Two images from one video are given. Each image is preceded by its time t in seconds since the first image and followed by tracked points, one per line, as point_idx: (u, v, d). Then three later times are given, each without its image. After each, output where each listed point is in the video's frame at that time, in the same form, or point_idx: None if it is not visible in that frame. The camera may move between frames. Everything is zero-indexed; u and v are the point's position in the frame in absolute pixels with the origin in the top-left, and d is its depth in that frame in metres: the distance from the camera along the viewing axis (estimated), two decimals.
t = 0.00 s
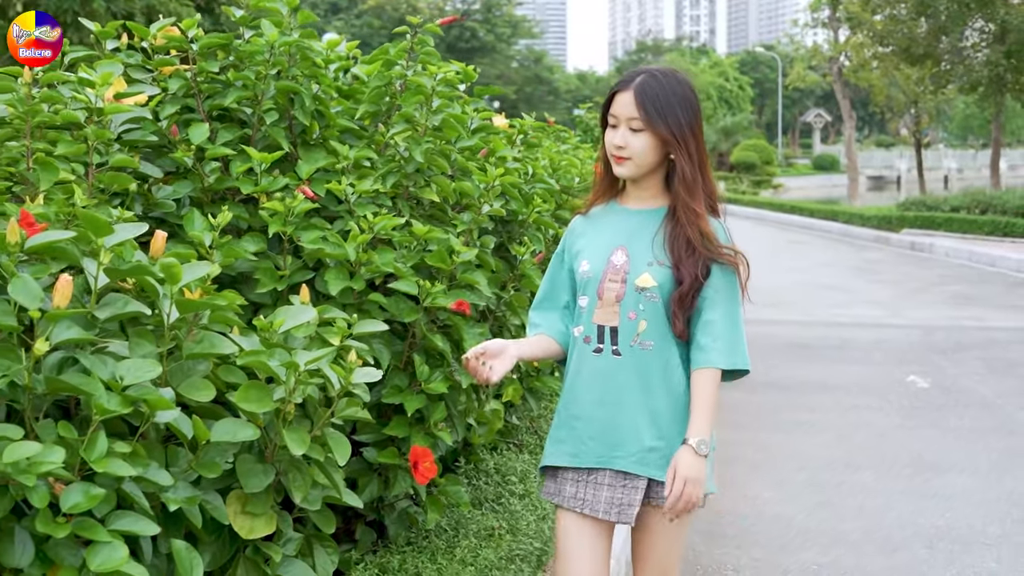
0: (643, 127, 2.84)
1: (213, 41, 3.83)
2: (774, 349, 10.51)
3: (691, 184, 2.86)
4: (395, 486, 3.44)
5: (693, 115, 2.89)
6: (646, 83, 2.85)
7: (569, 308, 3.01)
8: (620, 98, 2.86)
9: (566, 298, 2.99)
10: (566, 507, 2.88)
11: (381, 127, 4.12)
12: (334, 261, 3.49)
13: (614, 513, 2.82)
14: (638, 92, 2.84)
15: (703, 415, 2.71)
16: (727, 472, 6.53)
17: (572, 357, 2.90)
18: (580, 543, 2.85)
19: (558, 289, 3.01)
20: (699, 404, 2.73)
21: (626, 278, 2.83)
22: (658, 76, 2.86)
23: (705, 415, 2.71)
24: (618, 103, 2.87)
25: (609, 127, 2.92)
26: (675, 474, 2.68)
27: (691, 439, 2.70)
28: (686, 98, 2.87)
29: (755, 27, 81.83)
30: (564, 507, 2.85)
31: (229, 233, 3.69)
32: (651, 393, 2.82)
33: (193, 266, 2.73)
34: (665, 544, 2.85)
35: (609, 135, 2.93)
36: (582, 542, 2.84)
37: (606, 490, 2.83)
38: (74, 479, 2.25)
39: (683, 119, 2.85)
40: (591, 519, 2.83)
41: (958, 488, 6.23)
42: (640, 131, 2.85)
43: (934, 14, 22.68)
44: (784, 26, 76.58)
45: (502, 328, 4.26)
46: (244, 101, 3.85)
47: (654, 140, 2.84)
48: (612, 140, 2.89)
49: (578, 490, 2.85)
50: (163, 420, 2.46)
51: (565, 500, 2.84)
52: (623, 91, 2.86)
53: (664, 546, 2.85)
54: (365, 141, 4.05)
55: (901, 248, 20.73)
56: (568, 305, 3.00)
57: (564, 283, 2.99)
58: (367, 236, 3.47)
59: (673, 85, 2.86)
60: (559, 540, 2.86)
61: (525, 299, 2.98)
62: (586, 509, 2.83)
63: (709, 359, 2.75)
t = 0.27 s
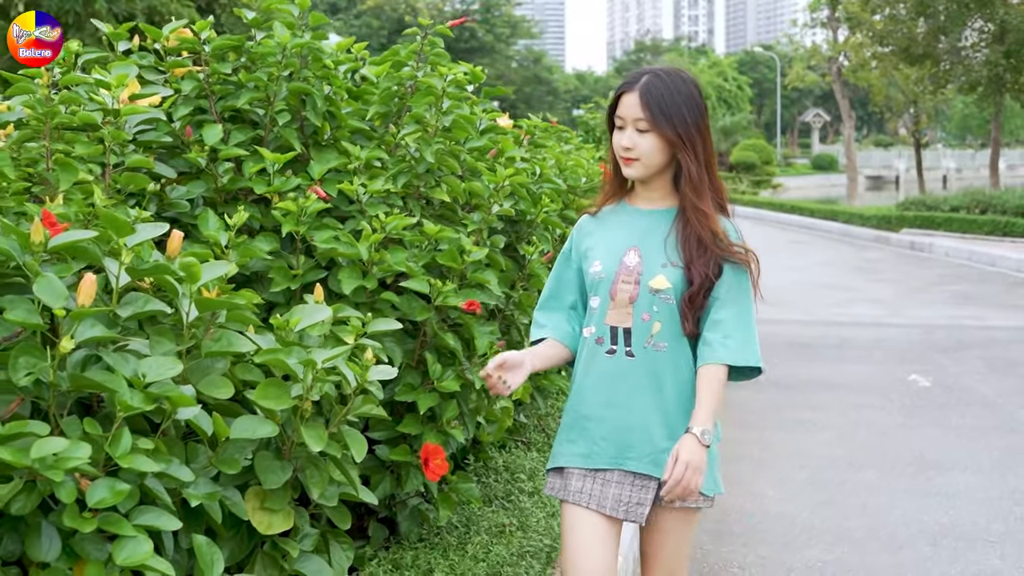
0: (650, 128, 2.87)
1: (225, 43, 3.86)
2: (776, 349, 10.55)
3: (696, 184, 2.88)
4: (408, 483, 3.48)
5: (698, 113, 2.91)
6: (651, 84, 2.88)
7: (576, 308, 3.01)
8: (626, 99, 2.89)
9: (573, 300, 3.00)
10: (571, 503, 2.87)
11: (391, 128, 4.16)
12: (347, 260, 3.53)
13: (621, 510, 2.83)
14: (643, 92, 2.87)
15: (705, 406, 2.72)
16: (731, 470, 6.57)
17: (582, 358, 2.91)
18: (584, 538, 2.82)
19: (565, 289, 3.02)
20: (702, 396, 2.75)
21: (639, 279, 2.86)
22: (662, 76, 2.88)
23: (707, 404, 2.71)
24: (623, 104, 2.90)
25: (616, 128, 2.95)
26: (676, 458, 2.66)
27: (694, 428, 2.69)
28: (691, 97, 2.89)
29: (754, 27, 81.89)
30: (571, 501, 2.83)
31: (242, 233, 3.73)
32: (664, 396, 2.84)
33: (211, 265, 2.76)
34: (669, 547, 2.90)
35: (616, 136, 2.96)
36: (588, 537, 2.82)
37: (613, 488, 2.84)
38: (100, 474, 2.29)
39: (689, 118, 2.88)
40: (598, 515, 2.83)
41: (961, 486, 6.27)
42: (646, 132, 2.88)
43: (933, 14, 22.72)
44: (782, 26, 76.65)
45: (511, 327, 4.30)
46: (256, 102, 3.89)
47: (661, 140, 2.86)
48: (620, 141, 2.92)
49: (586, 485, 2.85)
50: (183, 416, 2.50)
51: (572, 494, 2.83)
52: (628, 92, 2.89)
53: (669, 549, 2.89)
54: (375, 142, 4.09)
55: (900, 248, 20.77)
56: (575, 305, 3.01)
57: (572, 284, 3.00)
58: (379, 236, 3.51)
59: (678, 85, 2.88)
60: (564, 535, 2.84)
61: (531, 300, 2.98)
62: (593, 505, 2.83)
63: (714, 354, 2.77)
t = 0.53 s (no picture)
0: (657, 128, 2.87)
1: (237, 44, 3.90)
2: (779, 348, 10.58)
3: (704, 184, 2.89)
4: (421, 480, 3.50)
5: (705, 113, 2.92)
6: (658, 84, 2.88)
7: (581, 308, 3.00)
8: (633, 100, 2.89)
9: (580, 302, 2.99)
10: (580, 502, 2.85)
11: (402, 128, 4.20)
12: (359, 259, 3.56)
13: (632, 509, 2.81)
14: (649, 93, 2.87)
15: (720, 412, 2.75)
16: (737, 469, 6.60)
17: (593, 359, 2.90)
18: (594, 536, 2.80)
19: (571, 291, 3.00)
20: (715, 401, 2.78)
21: (652, 281, 2.87)
22: (668, 76, 2.88)
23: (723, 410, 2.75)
24: (629, 105, 2.89)
25: (622, 128, 2.95)
26: (694, 464, 2.70)
27: (711, 433, 2.72)
28: (698, 97, 2.89)
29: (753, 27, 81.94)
30: (582, 499, 2.81)
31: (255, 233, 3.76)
32: (677, 397, 2.85)
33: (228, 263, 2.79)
34: (679, 545, 2.90)
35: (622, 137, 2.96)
36: (599, 534, 2.80)
37: (624, 487, 2.83)
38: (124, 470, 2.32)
39: (697, 118, 2.88)
40: (609, 514, 2.82)
41: (966, 484, 6.30)
42: (653, 132, 2.88)
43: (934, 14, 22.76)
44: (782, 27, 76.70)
45: (521, 325, 4.33)
46: (269, 103, 3.92)
47: (668, 141, 2.87)
48: (627, 143, 2.92)
49: (596, 483, 2.83)
50: (204, 413, 2.53)
51: (583, 491, 2.81)
52: (635, 93, 2.89)
53: (680, 547, 2.90)
54: (386, 142, 4.11)
55: (901, 248, 20.81)
56: (581, 307, 2.99)
57: (578, 285, 2.99)
58: (392, 235, 3.54)
59: (686, 85, 2.88)
60: (575, 534, 2.81)
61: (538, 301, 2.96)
62: (604, 503, 2.81)
63: (727, 357, 2.81)
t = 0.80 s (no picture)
0: (663, 125, 2.89)
1: (250, 43, 3.92)
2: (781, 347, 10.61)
3: (713, 179, 2.92)
4: (434, 475, 3.53)
5: (711, 109, 2.94)
6: (663, 81, 2.90)
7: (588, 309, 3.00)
8: (638, 98, 2.91)
9: (587, 303, 2.99)
10: (592, 501, 2.87)
11: (412, 126, 4.23)
12: (373, 257, 3.58)
13: (644, 508, 2.84)
14: (654, 90, 2.90)
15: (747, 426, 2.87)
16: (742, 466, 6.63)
17: (607, 361, 2.91)
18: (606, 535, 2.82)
19: (578, 292, 3.00)
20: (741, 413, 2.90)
21: (664, 282, 2.88)
22: (673, 73, 2.91)
23: (754, 426, 2.87)
24: (634, 102, 2.92)
25: (627, 127, 2.97)
26: (736, 482, 2.83)
27: (743, 450, 2.85)
28: (702, 92, 2.92)
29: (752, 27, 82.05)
30: (594, 499, 2.83)
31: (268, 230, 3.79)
32: (690, 398, 2.87)
33: (247, 260, 2.82)
34: (689, 542, 2.93)
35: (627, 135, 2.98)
36: (613, 534, 2.81)
37: (635, 486, 2.85)
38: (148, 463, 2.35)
39: (703, 114, 2.91)
40: (621, 513, 2.83)
41: (970, 481, 6.33)
42: (659, 129, 2.90)
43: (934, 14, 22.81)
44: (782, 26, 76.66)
45: (530, 323, 4.36)
46: (282, 101, 3.95)
47: (675, 137, 2.89)
48: (634, 141, 2.93)
49: (609, 482, 2.85)
50: (225, 408, 2.56)
51: (596, 491, 2.83)
52: (640, 90, 2.92)
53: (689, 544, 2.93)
54: (397, 141, 4.14)
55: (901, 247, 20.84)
56: (588, 308, 2.99)
57: (586, 286, 2.99)
58: (405, 232, 3.57)
59: (691, 82, 2.91)
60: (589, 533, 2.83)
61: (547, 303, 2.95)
62: (616, 502, 2.83)
63: (747, 365, 2.90)
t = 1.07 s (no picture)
0: (668, 121, 2.91)
1: (262, 42, 3.96)
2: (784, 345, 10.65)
3: (720, 174, 2.94)
4: (446, 470, 3.56)
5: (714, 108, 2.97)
6: (665, 79, 2.93)
7: (594, 313, 2.98)
8: (641, 96, 2.93)
9: (594, 306, 2.97)
10: (605, 506, 2.86)
11: (423, 124, 4.26)
12: (385, 254, 3.61)
13: (659, 513, 2.83)
14: (657, 87, 2.92)
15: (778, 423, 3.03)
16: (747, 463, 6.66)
17: (617, 365, 2.90)
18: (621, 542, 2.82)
19: (585, 295, 2.98)
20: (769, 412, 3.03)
21: (675, 285, 2.88)
22: (675, 70, 2.94)
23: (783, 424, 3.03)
24: (637, 101, 2.94)
25: (630, 126, 2.98)
26: (779, 481, 3.00)
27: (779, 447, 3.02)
28: (704, 88, 2.95)
29: (752, 26, 82.10)
30: (609, 505, 2.83)
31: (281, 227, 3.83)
32: (703, 400, 2.87)
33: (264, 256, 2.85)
34: (701, 544, 2.92)
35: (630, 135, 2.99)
36: (628, 540, 2.82)
37: (649, 490, 2.85)
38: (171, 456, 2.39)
39: (708, 112, 2.93)
40: (636, 519, 2.83)
41: (973, 479, 6.37)
42: (663, 126, 2.91)
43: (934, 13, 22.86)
44: (781, 26, 76.63)
45: (539, 319, 4.40)
46: (294, 100, 3.98)
47: (681, 134, 2.91)
48: (639, 141, 2.93)
49: (623, 488, 2.84)
50: (245, 402, 2.59)
51: (610, 498, 2.82)
52: (642, 89, 2.94)
53: (703, 546, 2.92)
54: (408, 139, 4.17)
55: (902, 246, 20.89)
56: (595, 312, 2.98)
57: (592, 290, 2.97)
58: (418, 229, 3.60)
59: (694, 80, 2.94)
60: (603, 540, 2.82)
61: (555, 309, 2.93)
62: (631, 508, 2.83)
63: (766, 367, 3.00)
